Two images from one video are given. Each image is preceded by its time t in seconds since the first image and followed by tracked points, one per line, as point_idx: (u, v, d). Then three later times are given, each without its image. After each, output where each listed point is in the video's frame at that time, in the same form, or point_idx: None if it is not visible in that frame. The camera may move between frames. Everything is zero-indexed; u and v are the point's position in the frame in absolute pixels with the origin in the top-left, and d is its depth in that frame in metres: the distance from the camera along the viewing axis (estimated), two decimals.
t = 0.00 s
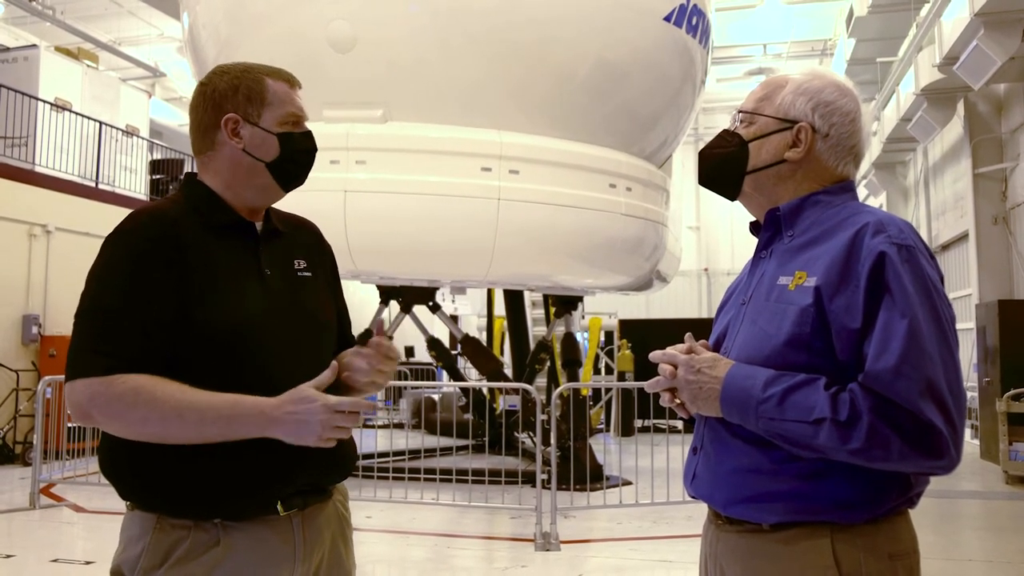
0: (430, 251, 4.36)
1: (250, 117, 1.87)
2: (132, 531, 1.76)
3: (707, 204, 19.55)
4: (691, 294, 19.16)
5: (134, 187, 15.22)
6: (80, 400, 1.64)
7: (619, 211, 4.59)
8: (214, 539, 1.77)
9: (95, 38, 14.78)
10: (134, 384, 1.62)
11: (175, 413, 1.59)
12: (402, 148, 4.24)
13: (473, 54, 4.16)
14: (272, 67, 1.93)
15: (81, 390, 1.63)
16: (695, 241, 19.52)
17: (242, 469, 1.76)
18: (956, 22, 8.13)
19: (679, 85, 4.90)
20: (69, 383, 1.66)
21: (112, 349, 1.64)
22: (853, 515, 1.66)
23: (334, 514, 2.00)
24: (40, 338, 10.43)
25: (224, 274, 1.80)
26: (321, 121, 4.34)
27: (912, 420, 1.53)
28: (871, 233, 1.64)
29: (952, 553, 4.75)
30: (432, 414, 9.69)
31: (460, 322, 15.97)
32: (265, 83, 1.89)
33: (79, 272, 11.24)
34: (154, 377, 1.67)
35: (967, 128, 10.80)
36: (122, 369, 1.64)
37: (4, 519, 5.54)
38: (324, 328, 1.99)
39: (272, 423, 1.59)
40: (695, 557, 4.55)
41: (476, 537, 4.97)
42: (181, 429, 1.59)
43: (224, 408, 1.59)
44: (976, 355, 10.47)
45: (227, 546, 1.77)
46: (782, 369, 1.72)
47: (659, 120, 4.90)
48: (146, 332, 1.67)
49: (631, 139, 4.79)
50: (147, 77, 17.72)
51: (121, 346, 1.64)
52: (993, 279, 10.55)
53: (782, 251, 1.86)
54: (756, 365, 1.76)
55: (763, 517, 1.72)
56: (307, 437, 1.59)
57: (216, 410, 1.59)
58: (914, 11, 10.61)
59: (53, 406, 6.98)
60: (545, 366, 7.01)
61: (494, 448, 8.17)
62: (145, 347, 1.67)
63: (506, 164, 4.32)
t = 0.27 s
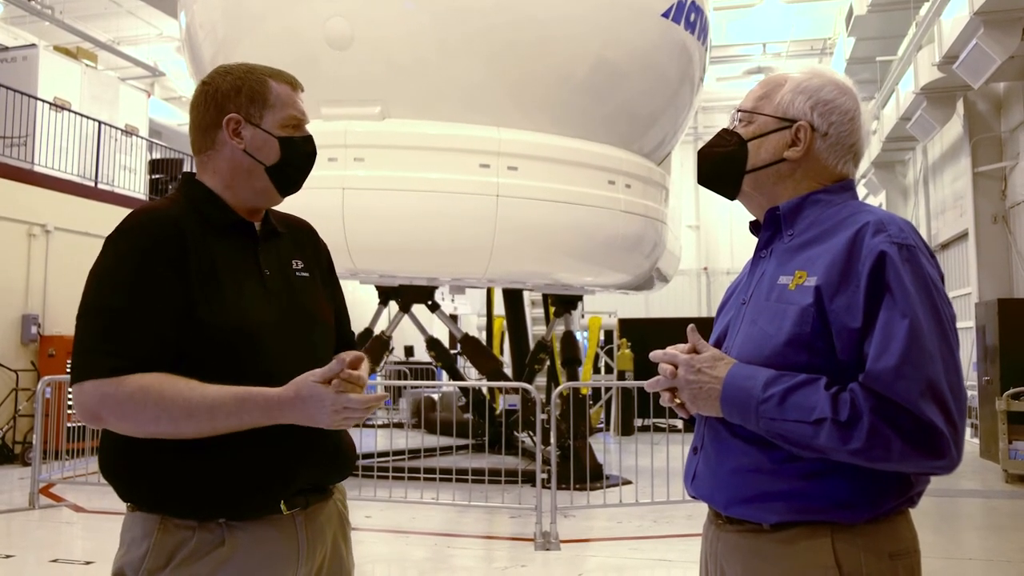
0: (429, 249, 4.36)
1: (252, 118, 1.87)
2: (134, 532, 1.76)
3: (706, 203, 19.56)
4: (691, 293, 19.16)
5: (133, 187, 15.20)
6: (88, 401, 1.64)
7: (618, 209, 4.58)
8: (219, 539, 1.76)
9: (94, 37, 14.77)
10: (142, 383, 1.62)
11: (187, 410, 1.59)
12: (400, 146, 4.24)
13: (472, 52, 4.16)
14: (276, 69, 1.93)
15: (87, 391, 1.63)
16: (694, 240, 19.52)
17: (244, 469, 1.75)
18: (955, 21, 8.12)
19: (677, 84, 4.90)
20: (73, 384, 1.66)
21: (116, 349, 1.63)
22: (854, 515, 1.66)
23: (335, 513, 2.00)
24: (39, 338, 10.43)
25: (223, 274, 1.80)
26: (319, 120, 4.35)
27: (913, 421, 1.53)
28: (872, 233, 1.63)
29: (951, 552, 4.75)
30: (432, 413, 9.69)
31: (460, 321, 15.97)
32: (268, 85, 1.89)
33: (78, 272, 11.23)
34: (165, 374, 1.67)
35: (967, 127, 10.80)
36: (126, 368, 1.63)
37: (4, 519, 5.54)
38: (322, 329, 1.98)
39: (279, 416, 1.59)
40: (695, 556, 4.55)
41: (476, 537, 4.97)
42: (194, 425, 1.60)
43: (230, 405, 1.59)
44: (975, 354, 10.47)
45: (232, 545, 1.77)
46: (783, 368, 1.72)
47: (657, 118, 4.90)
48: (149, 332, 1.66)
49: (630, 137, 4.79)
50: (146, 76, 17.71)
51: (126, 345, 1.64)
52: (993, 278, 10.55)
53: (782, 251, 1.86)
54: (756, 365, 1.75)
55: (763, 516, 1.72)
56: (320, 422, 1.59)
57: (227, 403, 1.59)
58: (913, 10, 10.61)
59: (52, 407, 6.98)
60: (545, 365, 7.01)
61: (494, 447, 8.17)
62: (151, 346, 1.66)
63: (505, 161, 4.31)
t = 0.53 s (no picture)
0: (428, 246, 4.36)
1: (246, 116, 1.87)
2: (127, 533, 1.75)
3: (706, 203, 19.55)
4: (690, 293, 19.16)
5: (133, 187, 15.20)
6: (85, 401, 1.64)
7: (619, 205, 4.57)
8: (212, 539, 1.76)
9: (94, 38, 14.76)
10: (137, 380, 1.62)
11: (182, 406, 1.59)
12: (400, 143, 4.24)
13: (471, 52, 4.16)
14: (271, 67, 1.93)
15: (84, 390, 1.63)
16: (694, 240, 19.51)
17: (238, 469, 1.75)
18: (955, 21, 8.11)
19: (676, 84, 4.90)
20: (70, 384, 1.66)
21: (114, 348, 1.64)
22: (851, 516, 1.65)
23: (330, 515, 2.00)
24: (38, 338, 10.43)
25: (219, 274, 1.80)
26: (318, 116, 4.34)
27: (910, 422, 1.53)
28: (868, 234, 1.63)
29: (951, 553, 4.75)
30: (431, 414, 9.68)
31: (459, 321, 15.96)
32: (262, 83, 1.90)
33: (78, 272, 11.23)
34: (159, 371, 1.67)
35: (966, 127, 10.80)
36: (126, 366, 1.64)
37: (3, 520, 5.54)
38: (319, 328, 1.98)
39: (279, 411, 1.59)
40: (694, 556, 4.54)
41: (475, 537, 4.96)
42: (191, 421, 1.60)
43: (228, 402, 1.58)
44: (975, 354, 10.47)
45: (224, 546, 1.77)
46: (779, 370, 1.72)
47: (656, 117, 4.90)
48: (146, 331, 1.66)
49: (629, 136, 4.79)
50: (146, 76, 17.71)
51: (125, 345, 1.64)
52: (992, 279, 10.54)
53: (779, 251, 1.85)
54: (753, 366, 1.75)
55: (760, 518, 1.72)
56: (315, 417, 1.58)
57: (223, 397, 1.58)
58: (913, 11, 10.60)
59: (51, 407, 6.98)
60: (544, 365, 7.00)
61: (493, 448, 8.17)
62: (147, 346, 1.67)
63: (503, 157, 4.30)
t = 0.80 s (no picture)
0: (428, 242, 4.36)
1: (245, 117, 1.87)
2: (123, 532, 1.76)
3: (706, 203, 19.55)
4: (690, 293, 19.16)
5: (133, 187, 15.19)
6: (71, 401, 1.64)
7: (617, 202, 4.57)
8: (203, 541, 1.76)
9: (94, 38, 14.76)
10: (125, 379, 1.62)
11: (167, 407, 1.59)
12: (400, 140, 4.24)
13: (470, 51, 4.16)
14: (274, 69, 1.93)
15: (72, 390, 1.63)
16: (694, 240, 19.51)
17: (233, 470, 1.75)
18: (955, 21, 8.10)
19: (675, 84, 4.91)
20: (62, 383, 1.67)
21: (106, 347, 1.64)
22: (849, 517, 1.65)
23: (328, 517, 1.98)
24: (38, 339, 10.43)
25: (216, 274, 1.79)
26: (317, 113, 4.34)
27: (909, 423, 1.53)
28: (866, 234, 1.63)
29: (950, 553, 4.74)
30: (431, 414, 9.69)
31: (459, 322, 15.97)
32: (263, 84, 1.89)
33: (78, 272, 11.23)
34: (146, 372, 1.67)
35: (966, 127, 10.81)
36: (115, 367, 1.64)
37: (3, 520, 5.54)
38: (319, 329, 1.97)
39: (261, 416, 1.58)
40: (694, 556, 4.54)
41: (475, 537, 4.96)
42: (174, 423, 1.60)
43: (213, 404, 1.58)
44: (975, 354, 10.47)
45: (216, 547, 1.76)
46: (778, 371, 1.71)
47: (655, 116, 4.90)
48: (139, 332, 1.67)
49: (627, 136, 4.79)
50: (146, 77, 17.71)
51: (116, 346, 1.64)
52: (992, 279, 10.54)
53: (776, 252, 1.85)
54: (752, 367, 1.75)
55: (758, 519, 1.72)
56: (294, 424, 1.56)
57: (207, 401, 1.59)
58: (913, 11, 10.59)
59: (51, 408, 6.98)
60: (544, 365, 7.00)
61: (493, 448, 8.17)
62: (137, 345, 1.67)
63: (503, 153, 4.30)
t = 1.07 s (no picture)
0: (429, 239, 4.35)
1: (229, 113, 1.87)
2: (126, 530, 1.77)
3: (706, 203, 19.55)
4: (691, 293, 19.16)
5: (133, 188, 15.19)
6: (72, 402, 1.65)
7: (617, 200, 4.57)
8: (202, 540, 1.76)
9: (95, 38, 14.76)
10: (124, 381, 1.63)
11: (164, 408, 1.60)
12: (400, 136, 4.23)
13: (471, 50, 4.16)
14: (261, 64, 1.91)
15: (72, 391, 1.64)
16: (694, 240, 19.50)
17: (233, 470, 1.74)
18: (955, 21, 8.10)
19: (674, 83, 4.91)
20: (63, 384, 1.68)
21: (105, 349, 1.64)
22: (849, 517, 1.66)
23: (330, 518, 1.97)
24: (39, 339, 10.43)
25: (216, 274, 1.79)
26: (317, 111, 4.33)
27: (909, 423, 1.53)
28: (866, 234, 1.63)
29: (951, 554, 4.74)
30: (432, 414, 9.69)
31: (459, 322, 15.97)
32: (247, 79, 1.88)
33: (78, 272, 11.23)
34: (145, 373, 1.67)
35: (966, 127, 10.81)
36: (113, 369, 1.64)
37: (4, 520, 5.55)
38: (323, 330, 1.96)
39: (258, 417, 1.58)
40: (694, 556, 4.54)
41: (475, 538, 4.96)
42: (171, 424, 1.60)
43: (209, 405, 1.59)
44: (975, 354, 10.46)
45: (215, 547, 1.76)
46: (779, 371, 1.71)
47: (654, 115, 4.92)
48: (140, 333, 1.67)
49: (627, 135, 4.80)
50: (146, 77, 17.71)
51: (115, 348, 1.65)
52: (993, 279, 10.54)
53: (777, 253, 1.86)
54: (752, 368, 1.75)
55: (758, 520, 1.72)
56: (297, 423, 1.57)
57: (204, 401, 1.59)
58: (913, 11, 10.60)
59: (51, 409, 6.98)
60: (545, 365, 7.00)
61: (494, 449, 8.18)
62: (137, 346, 1.67)
63: (503, 150, 4.30)
